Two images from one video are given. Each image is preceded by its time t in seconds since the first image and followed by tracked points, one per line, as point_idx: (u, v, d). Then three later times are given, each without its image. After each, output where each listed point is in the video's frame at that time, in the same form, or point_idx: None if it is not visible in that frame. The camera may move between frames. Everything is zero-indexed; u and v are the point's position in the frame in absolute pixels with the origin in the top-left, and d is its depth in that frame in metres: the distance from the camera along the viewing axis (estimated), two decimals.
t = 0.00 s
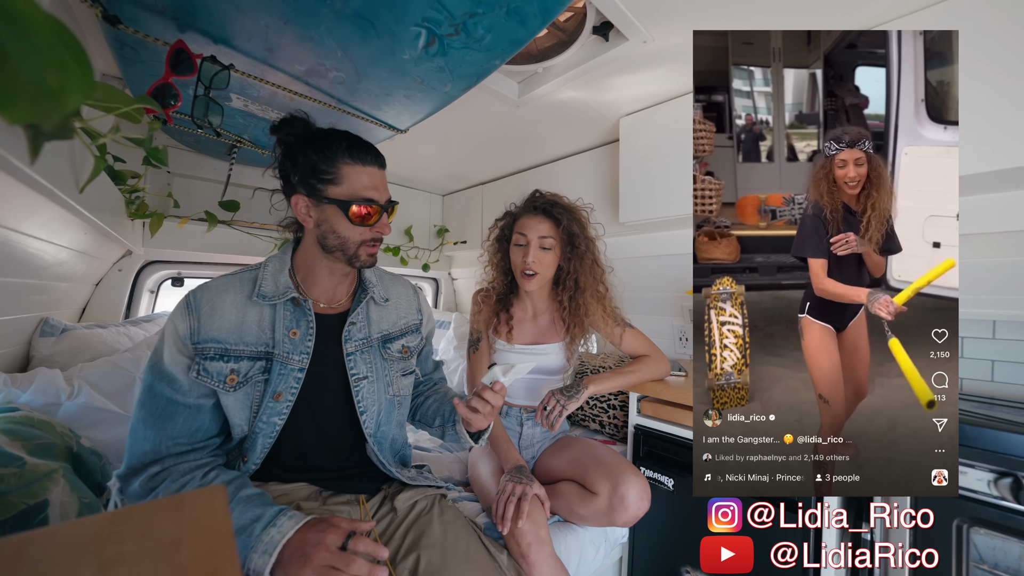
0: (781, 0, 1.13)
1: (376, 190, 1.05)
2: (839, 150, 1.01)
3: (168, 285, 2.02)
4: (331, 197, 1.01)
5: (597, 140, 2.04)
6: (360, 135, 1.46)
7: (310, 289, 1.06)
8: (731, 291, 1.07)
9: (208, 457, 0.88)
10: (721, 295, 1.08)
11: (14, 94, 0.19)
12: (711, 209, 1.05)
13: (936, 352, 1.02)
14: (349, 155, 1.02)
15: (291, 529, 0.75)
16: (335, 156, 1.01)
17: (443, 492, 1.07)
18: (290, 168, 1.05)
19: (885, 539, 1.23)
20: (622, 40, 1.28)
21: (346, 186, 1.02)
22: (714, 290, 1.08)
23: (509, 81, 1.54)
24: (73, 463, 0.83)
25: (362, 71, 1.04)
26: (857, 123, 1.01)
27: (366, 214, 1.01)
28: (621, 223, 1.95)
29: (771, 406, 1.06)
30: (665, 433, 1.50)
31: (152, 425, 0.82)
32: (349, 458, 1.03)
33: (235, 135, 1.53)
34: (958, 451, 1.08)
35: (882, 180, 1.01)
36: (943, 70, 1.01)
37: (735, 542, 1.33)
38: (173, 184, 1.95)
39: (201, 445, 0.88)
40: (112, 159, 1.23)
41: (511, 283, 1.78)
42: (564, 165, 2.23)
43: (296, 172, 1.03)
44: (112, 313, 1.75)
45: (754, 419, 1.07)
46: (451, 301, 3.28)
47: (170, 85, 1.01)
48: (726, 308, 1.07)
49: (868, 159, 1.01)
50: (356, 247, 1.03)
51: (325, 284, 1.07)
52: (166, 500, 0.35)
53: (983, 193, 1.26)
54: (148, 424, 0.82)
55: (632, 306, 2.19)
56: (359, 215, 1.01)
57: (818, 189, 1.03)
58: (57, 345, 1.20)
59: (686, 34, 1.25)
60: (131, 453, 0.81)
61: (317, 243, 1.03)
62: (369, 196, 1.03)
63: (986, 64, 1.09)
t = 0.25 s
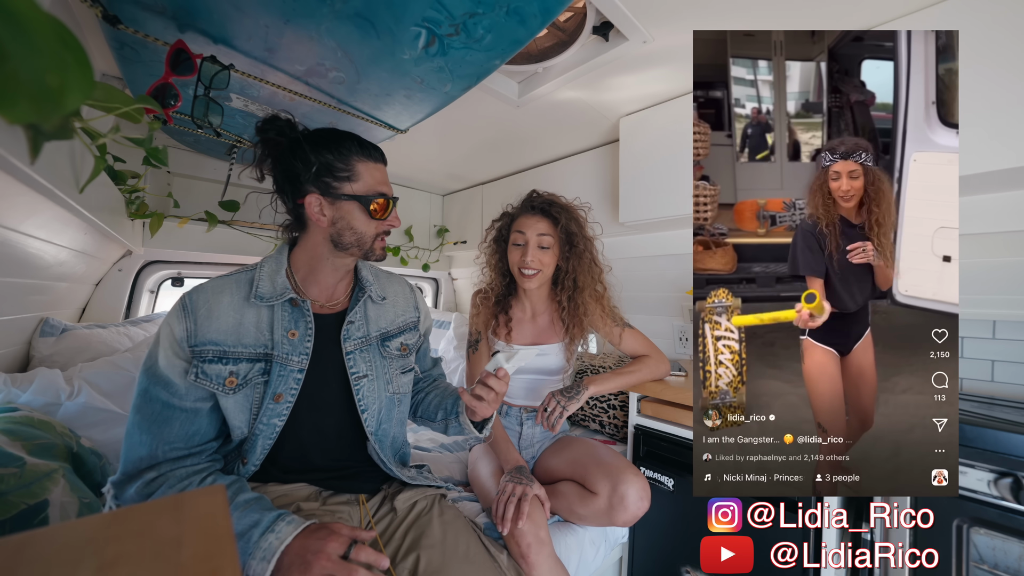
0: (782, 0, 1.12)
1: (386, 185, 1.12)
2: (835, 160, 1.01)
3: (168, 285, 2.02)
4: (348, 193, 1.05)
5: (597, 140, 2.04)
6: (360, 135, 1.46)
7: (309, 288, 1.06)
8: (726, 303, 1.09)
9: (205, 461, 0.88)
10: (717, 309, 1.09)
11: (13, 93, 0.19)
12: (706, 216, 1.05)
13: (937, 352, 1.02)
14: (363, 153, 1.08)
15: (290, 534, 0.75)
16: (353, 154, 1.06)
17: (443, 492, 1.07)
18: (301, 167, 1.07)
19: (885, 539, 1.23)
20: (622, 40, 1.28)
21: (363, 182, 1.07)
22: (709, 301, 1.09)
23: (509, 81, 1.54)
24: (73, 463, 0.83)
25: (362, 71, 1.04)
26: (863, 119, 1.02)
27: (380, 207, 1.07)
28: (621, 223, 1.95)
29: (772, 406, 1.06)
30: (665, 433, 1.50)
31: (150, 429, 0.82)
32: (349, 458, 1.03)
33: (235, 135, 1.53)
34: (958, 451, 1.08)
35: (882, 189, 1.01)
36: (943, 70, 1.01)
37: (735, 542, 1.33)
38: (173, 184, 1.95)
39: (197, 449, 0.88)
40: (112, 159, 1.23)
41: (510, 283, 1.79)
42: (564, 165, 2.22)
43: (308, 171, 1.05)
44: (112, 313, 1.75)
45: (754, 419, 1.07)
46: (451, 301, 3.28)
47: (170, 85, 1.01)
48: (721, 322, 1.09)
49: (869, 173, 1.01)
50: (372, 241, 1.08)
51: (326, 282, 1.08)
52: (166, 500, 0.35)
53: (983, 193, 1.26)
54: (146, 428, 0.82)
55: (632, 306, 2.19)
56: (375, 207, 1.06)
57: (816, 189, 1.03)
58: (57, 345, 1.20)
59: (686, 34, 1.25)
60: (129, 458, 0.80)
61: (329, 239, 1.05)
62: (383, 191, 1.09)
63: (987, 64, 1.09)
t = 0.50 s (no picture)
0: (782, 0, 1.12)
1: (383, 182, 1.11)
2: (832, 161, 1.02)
3: (168, 285, 2.02)
4: (345, 191, 1.05)
5: (597, 140, 2.04)
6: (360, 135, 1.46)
7: (309, 287, 1.06)
8: (722, 313, 1.08)
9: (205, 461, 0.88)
10: (710, 321, 1.09)
11: (14, 93, 0.19)
12: (701, 222, 1.06)
13: (937, 352, 1.02)
14: (359, 150, 1.08)
15: (290, 534, 0.75)
16: (347, 151, 1.06)
17: (443, 492, 1.07)
18: (298, 166, 1.07)
19: (885, 539, 1.23)
20: (622, 40, 1.28)
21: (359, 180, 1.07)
22: (703, 311, 1.09)
23: (510, 81, 1.54)
24: (73, 463, 0.83)
25: (362, 71, 1.03)
26: (868, 117, 1.02)
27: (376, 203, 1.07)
28: (621, 223, 1.95)
29: (772, 406, 1.06)
30: (665, 433, 1.50)
31: (149, 430, 0.82)
32: (349, 458, 1.03)
33: (235, 135, 1.53)
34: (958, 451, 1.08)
35: (888, 191, 1.01)
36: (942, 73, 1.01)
37: (735, 542, 1.33)
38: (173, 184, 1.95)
39: (197, 449, 0.88)
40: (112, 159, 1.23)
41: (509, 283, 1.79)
42: (564, 165, 2.23)
43: (305, 170, 1.05)
44: (111, 313, 1.75)
45: (754, 419, 1.07)
46: (451, 301, 3.28)
47: (170, 85, 1.00)
48: (716, 334, 1.09)
49: (872, 178, 1.01)
50: (368, 238, 1.08)
51: (324, 281, 1.08)
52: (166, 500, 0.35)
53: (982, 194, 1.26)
54: (146, 429, 0.82)
55: (631, 306, 2.19)
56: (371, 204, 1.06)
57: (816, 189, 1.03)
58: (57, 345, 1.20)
59: (686, 34, 1.25)
60: (128, 459, 0.81)
61: (326, 238, 1.05)
62: (379, 188, 1.09)
63: (986, 66, 1.09)
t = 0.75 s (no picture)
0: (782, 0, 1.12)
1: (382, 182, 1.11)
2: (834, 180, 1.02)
3: (168, 285, 2.02)
4: (345, 191, 1.05)
5: (597, 140, 2.04)
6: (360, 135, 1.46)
7: (309, 288, 1.06)
8: (720, 322, 1.08)
9: (206, 461, 0.88)
10: (708, 332, 1.08)
11: (14, 94, 0.19)
12: (700, 226, 1.07)
13: (936, 352, 1.02)
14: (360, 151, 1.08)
15: (290, 534, 0.75)
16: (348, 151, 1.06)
17: (443, 492, 1.07)
18: (298, 166, 1.07)
19: (885, 539, 1.23)
20: (622, 40, 1.28)
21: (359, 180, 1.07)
22: (701, 321, 1.08)
23: (509, 81, 1.54)
24: (73, 463, 0.83)
25: (362, 71, 1.03)
26: (874, 113, 1.02)
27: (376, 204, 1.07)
28: (621, 223, 1.95)
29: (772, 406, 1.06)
30: (665, 433, 1.50)
31: (150, 429, 0.82)
32: (349, 458, 1.03)
33: (235, 135, 1.53)
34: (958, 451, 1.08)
35: (893, 223, 1.01)
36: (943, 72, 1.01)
37: (735, 542, 1.33)
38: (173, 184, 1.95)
39: (198, 449, 0.88)
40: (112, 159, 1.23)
41: (506, 281, 1.78)
42: (564, 165, 2.22)
43: (305, 170, 1.05)
44: (111, 313, 1.75)
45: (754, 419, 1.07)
46: (451, 301, 3.28)
47: (170, 85, 1.00)
48: (714, 344, 1.08)
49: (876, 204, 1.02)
50: (369, 239, 1.08)
51: (324, 281, 1.08)
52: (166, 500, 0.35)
53: (982, 193, 1.26)
54: (147, 428, 0.82)
55: (632, 306, 2.19)
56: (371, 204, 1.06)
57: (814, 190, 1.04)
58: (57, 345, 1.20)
59: (685, 34, 1.25)
60: (129, 458, 0.81)
61: (326, 238, 1.05)
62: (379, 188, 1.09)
63: (986, 65, 1.09)
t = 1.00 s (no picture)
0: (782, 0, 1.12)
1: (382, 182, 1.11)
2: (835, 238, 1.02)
3: (168, 285, 2.02)
4: (340, 190, 1.05)
5: (597, 140, 2.04)
6: (360, 135, 1.46)
7: (310, 287, 1.07)
8: (721, 331, 1.08)
9: (206, 460, 0.88)
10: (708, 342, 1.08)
11: (13, 93, 0.19)
12: (701, 232, 1.06)
13: (936, 352, 1.02)
14: (361, 152, 1.09)
15: (291, 535, 0.75)
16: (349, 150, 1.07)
17: (443, 492, 1.07)
18: (297, 166, 1.08)
19: (885, 538, 1.23)
20: (622, 40, 1.28)
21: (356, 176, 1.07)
22: (702, 329, 1.09)
23: (510, 81, 1.54)
24: (73, 463, 0.83)
25: (362, 71, 1.03)
26: (881, 111, 1.02)
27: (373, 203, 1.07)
28: (621, 223, 1.95)
29: (772, 406, 1.06)
30: (665, 432, 1.50)
31: (151, 428, 0.82)
32: (349, 458, 1.03)
33: (235, 135, 1.53)
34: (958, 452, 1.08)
35: (893, 278, 1.01)
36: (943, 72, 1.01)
37: (735, 542, 1.33)
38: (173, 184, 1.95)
39: (199, 447, 0.88)
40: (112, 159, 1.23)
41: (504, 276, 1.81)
42: (564, 165, 2.22)
43: (303, 170, 1.06)
44: (111, 313, 1.75)
45: (754, 419, 1.07)
46: (451, 301, 3.28)
47: (170, 85, 1.00)
48: (715, 353, 1.08)
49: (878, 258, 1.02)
50: (366, 239, 1.07)
51: (325, 280, 1.08)
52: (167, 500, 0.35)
53: (982, 193, 1.26)
54: (148, 427, 0.82)
55: (632, 306, 2.19)
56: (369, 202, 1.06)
57: (811, 188, 1.04)
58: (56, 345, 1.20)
59: (685, 34, 1.25)
60: (130, 456, 0.81)
61: (324, 238, 1.05)
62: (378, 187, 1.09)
63: (987, 65, 1.09)
